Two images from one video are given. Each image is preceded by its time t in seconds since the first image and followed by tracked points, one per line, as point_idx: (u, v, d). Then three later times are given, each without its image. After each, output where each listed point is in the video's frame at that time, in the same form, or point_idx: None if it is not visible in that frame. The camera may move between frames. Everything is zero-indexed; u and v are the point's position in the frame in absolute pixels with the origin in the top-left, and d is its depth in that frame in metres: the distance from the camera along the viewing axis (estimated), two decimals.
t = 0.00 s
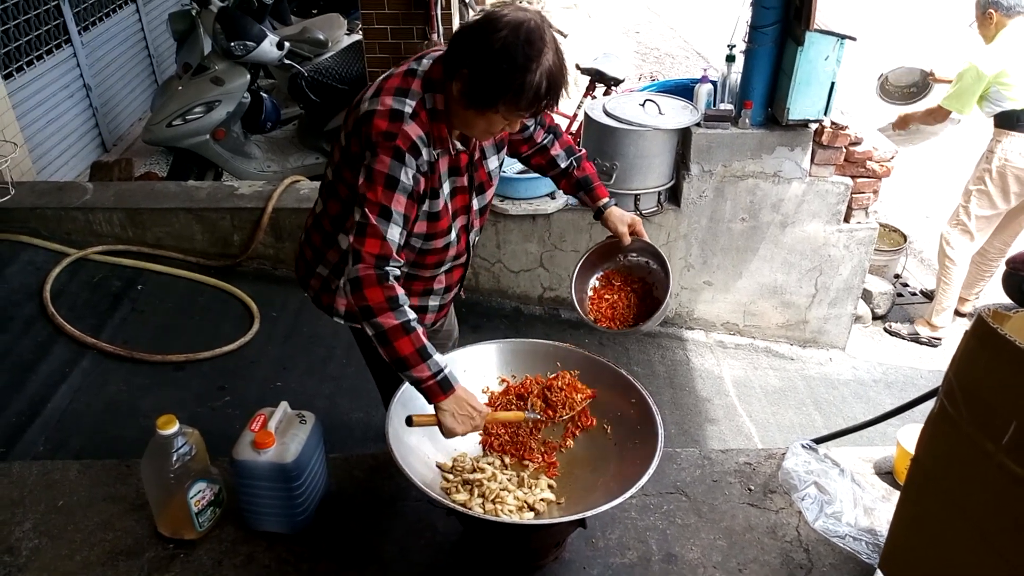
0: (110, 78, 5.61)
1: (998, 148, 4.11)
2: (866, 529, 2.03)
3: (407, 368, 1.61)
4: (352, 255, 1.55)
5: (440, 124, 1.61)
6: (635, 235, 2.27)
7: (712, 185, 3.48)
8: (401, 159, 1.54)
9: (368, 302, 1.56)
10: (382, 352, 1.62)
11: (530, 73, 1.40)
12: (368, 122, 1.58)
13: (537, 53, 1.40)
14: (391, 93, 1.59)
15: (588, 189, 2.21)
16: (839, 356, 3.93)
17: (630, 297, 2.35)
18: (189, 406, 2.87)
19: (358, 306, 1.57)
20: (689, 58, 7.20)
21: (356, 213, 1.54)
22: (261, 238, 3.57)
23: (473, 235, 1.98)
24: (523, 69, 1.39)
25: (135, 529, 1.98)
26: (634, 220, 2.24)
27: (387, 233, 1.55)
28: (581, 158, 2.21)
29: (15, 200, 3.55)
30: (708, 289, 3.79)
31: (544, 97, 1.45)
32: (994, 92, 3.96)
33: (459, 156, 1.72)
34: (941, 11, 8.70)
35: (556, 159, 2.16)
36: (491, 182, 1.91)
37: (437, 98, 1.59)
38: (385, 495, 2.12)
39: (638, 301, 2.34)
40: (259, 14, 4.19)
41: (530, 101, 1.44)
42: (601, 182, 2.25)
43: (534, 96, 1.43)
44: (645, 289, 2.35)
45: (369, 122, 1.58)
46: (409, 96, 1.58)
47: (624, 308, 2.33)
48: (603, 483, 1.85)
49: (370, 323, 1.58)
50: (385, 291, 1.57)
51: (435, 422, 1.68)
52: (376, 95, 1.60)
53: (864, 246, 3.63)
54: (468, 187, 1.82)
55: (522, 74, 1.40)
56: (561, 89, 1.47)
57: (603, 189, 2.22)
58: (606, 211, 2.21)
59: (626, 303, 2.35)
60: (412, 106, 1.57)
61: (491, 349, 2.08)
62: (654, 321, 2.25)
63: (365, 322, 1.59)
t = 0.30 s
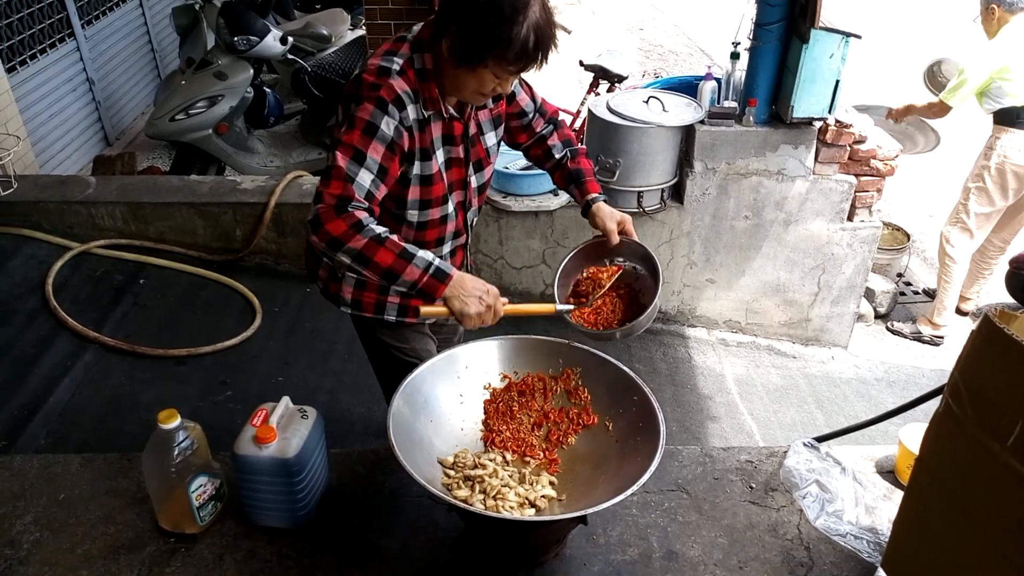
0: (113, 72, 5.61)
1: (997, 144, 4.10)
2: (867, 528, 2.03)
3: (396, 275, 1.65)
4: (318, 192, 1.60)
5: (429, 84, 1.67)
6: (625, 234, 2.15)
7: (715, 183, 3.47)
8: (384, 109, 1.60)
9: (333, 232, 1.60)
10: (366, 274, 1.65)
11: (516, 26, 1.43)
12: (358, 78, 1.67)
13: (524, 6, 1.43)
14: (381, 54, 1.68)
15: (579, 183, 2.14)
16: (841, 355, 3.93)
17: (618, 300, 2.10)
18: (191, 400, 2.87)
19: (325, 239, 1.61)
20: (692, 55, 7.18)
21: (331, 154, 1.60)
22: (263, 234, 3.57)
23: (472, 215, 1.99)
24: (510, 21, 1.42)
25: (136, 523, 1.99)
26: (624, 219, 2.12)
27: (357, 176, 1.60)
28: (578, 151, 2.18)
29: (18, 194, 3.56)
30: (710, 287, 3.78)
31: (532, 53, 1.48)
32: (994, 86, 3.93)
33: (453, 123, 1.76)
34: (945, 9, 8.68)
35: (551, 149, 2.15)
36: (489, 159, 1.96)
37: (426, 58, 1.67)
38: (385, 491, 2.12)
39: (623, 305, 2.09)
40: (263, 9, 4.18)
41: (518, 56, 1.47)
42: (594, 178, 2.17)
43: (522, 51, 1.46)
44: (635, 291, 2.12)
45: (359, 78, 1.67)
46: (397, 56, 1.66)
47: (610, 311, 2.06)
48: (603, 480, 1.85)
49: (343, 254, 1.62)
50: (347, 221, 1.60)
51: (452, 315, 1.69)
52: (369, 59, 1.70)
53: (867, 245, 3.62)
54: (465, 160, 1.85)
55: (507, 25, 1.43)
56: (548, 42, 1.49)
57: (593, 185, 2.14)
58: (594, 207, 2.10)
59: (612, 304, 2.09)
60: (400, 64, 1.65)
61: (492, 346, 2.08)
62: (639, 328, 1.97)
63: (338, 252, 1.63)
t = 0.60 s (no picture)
0: (117, 72, 5.61)
1: (995, 147, 4.09)
2: (871, 533, 2.03)
3: (381, 263, 1.69)
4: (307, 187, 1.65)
5: (431, 77, 1.67)
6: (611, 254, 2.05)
7: (718, 186, 3.47)
8: (378, 104, 1.62)
9: (320, 225, 1.65)
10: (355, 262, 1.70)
11: (516, 22, 1.43)
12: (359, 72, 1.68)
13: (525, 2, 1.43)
14: (384, 48, 1.68)
15: (567, 204, 2.09)
16: (844, 359, 3.93)
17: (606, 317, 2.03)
18: (193, 401, 2.87)
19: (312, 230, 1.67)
20: (696, 58, 7.18)
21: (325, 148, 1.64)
22: (267, 235, 3.57)
23: (473, 212, 1.99)
24: (511, 16, 1.42)
25: (139, 524, 1.98)
26: (610, 239, 2.04)
27: (346, 170, 1.64)
28: (568, 172, 2.15)
29: (22, 193, 3.56)
30: (713, 290, 3.78)
31: (533, 50, 1.47)
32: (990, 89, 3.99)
33: (455, 118, 1.76)
34: (949, 12, 8.68)
35: (543, 166, 2.13)
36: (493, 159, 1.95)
37: (429, 52, 1.66)
38: (388, 493, 2.11)
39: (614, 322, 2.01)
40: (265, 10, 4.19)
41: (515, 52, 1.46)
42: (583, 201, 2.13)
43: (521, 46, 1.45)
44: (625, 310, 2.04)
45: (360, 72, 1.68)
46: (399, 48, 1.66)
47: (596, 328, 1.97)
48: (607, 484, 1.85)
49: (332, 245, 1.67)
50: (333, 215, 1.64)
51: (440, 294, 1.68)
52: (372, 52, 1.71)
53: (870, 249, 3.62)
54: (466, 155, 1.85)
55: (508, 21, 1.42)
56: (548, 38, 1.48)
57: (582, 207, 2.09)
58: (580, 227, 2.04)
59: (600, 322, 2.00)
60: (401, 57, 1.65)
61: (494, 349, 2.08)
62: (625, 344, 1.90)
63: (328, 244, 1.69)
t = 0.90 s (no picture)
0: (127, 82, 5.66)
1: (1002, 157, 4.07)
2: (880, 545, 2.02)
3: (386, 295, 1.74)
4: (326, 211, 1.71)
5: (445, 93, 1.67)
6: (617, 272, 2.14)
7: (726, 196, 3.48)
8: (391, 124, 1.64)
9: (336, 249, 1.72)
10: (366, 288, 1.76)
11: (525, 43, 1.44)
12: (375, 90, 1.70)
13: (534, 23, 1.44)
14: (399, 65, 1.70)
15: (577, 221, 2.12)
16: (852, 369, 3.91)
17: (614, 334, 2.16)
18: (201, 410, 2.88)
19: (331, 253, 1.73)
20: (702, 69, 7.20)
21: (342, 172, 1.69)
22: (275, 244, 3.59)
23: (488, 225, 1.99)
24: (518, 38, 1.43)
25: (148, 533, 1.99)
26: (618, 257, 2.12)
27: (363, 191, 1.68)
28: (580, 190, 2.17)
29: (33, 203, 3.59)
30: (720, 300, 3.77)
31: (541, 70, 1.48)
32: (999, 96, 3.98)
33: (470, 134, 1.77)
34: (955, 24, 8.69)
35: (555, 182, 2.14)
36: (508, 171, 1.95)
37: (443, 69, 1.67)
38: (396, 503, 2.12)
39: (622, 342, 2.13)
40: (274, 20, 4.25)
41: (523, 73, 1.47)
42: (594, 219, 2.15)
43: (528, 66, 1.46)
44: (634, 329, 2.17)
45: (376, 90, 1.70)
46: (414, 66, 1.67)
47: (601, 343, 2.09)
48: (615, 495, 1.84)
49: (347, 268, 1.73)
50: (349, 239, 1.70)
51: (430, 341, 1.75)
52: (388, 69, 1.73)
53: (878, 259, 3.61)
54: (481, 170, 1.85)
55: (517, 43, 1.44)
56: (556, 58, 1.49)
57: (592, 225, 2.12)
58: (589, 245, 2.09)
59: (606, 339, 2.11)
60: (415, 76, 1.66)
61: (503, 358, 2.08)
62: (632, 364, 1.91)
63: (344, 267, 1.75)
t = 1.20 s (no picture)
0: (124, 90, 5.67)
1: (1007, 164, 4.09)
2: (878, 553, 2.02)
3: (428, 327, 1.78)
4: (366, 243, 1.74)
5: (457, 114, 1.68)
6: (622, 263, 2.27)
7: (723, 205, 3.49)
8: (410, 147, 1.65)
9: (383, 280, 1.74)
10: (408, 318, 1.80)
11: (525, 69, 1.46)
12: (389, 111, 1.71)
13: (534, 49, 1.47)
14: (414, 86, 1.70)
15: (580, 214, 2.19)
16: (848, 377, 3.93)
17: (621, 321, 2.31)
18: (199, 418, 2.88)
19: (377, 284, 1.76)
20: (698, 77, 7.24)
21: (373, 202, 1.71)
22: (273, 252, 3.59)
23: (504, 242, 2.02)
24: (520, 63, 1.46)
25: (145, 542, 1.98)
26: (622, 248, 2.23)
27: (397, 219, 1.70)
28: (582, 183, 2.21)
29: (30, 211, 3.58)
30: (717, 307, 3.78)
31: (541, 94, 1.50)
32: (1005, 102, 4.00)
33: (486, 153, 1.78)
34: (949, 33, 8.75)
35: (560, 179, 2.17)
36: (524, 189, 1.99)
37: (455, 90, 1.68)
38: (394, 511, 2.11)
39: (627, 327, 2.29)
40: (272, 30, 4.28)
41: (523, 96, 1.49)
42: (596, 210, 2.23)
43: (527, 90, 1.48)
44: (638, 317, 2.34)
45: (390, 111, 1.71)
46: (428, 87, 1.68)
47: (608, 330, 2.25)
48: (614, 504, 1.85)
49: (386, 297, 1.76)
50: (395, 271, 1.73)
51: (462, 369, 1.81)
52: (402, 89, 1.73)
53: (874, 267, 3.63)
54: (497, 187, 1.87)
55: (518, 63, 1.46)
56: (559, 84, 1.51)
57: (594, 216, 2.20)
58: (594, 237, 2.18)
59: (613, 326, 2.27)
60: (429, 97, 1.67)
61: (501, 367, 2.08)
62: (636, 348, 2.17)
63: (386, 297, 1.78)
